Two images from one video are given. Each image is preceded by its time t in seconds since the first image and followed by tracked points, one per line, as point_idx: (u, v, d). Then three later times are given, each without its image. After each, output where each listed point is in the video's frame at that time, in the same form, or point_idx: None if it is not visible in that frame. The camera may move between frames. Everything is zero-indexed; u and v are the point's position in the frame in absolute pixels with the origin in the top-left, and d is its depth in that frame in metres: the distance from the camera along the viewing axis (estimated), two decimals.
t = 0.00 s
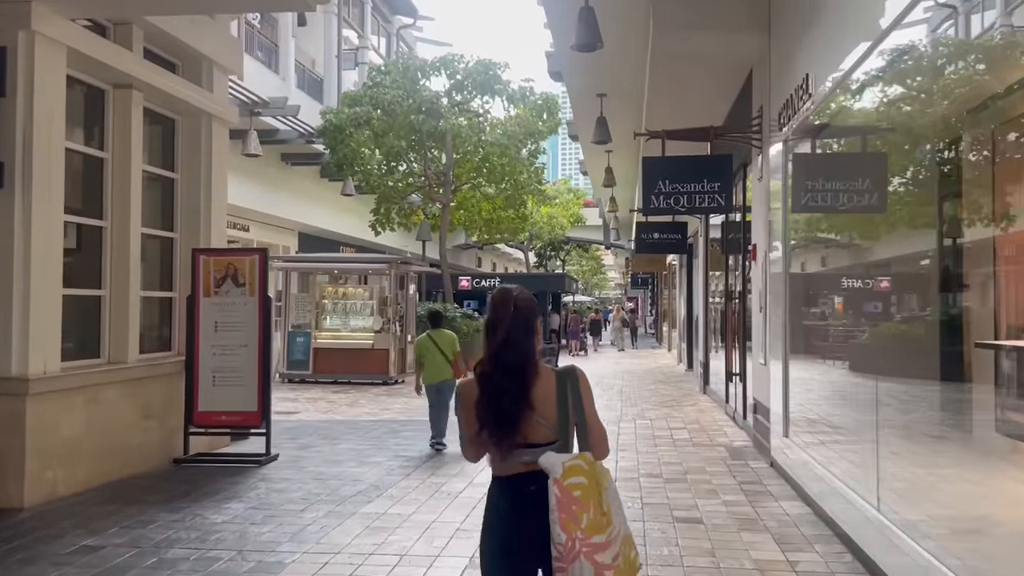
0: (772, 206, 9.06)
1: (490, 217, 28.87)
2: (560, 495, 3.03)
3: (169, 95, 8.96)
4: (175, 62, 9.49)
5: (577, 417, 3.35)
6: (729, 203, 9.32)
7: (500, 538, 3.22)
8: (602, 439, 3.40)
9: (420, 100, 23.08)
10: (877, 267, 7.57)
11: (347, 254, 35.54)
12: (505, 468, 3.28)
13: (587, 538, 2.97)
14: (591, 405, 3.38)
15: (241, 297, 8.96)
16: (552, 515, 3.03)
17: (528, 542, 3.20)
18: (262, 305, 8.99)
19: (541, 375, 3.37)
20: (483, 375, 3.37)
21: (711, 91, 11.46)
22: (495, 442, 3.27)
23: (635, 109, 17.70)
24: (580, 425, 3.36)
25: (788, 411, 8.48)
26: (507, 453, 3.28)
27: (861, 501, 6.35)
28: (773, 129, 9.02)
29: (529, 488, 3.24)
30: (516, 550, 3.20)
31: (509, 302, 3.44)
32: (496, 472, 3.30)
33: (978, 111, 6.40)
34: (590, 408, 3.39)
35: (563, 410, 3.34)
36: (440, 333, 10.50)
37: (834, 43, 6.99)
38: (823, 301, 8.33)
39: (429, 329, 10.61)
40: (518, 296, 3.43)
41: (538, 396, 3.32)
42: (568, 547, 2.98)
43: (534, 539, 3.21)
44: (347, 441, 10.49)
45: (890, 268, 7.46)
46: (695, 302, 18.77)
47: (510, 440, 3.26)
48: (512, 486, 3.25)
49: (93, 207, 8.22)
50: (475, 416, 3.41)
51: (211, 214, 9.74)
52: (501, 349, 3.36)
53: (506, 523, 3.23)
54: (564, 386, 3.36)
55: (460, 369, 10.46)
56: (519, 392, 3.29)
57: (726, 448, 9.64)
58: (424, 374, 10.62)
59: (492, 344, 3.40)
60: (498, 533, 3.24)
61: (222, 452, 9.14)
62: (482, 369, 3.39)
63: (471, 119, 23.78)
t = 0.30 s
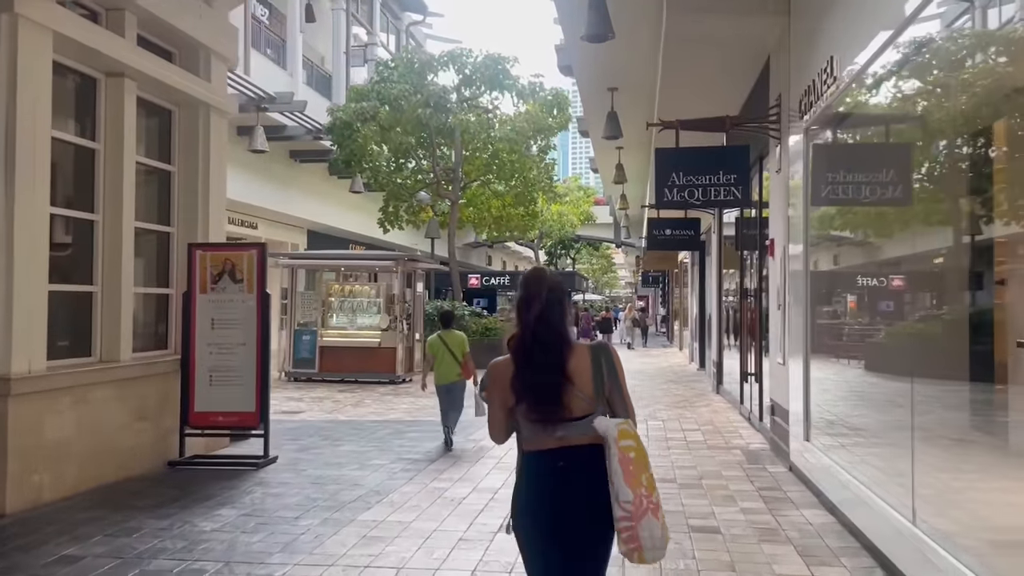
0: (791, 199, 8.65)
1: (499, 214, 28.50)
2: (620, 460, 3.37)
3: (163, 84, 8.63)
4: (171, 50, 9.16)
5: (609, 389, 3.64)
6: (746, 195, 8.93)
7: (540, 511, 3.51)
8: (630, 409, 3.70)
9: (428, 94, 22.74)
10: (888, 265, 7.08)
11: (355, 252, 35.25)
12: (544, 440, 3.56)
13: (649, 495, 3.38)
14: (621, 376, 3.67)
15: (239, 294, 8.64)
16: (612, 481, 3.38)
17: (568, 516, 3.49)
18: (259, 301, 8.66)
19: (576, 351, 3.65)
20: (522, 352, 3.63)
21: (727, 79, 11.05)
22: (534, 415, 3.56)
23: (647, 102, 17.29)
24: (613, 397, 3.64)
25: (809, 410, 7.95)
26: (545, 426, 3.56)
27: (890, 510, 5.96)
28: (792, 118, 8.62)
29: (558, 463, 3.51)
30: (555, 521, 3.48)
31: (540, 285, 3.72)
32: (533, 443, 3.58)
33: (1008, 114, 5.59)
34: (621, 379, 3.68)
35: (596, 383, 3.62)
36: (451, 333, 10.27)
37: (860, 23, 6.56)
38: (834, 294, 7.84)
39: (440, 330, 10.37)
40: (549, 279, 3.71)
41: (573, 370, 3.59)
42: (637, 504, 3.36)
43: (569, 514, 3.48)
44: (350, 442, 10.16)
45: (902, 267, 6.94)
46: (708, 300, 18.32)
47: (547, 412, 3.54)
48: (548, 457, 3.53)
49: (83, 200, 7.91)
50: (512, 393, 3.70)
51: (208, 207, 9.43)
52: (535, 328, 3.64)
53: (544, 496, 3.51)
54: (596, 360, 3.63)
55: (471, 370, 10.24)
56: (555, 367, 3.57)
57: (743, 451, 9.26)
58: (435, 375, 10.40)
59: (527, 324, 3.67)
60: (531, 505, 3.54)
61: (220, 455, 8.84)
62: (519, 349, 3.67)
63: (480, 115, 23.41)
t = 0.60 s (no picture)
0: (820, 196, 8.17)
1: (514, 214, 28.10)
2: (633, 473, 3.30)
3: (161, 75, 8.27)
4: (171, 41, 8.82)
5: (633, 400, 3.57)
6: (772, 191, 8.50)
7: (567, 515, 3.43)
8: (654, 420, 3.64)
9: (442, 90, 22.27)
10: (914, 266, 6.23)
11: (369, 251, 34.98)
12: (566, 447, 3.51)
13: (661, 509, 3.28)
14: (645, 387, 3.61)
15: (241, 295, 8.29)
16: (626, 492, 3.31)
17: (597, 520, 3.41)
18: (262, 302, 8.32)
19: (600, 362, 3.59)
20: (547, 362, 3.56)
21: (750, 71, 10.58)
22: (557, 423, 3.51)
23: (665, 98, 16.84)
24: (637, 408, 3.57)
25: (839, 418, 7.48)
26: (567, 434, 3.51)
27: (935, 531, 5.50)
28: (821, 109, 8.14)
29: (582, 468, 3.46)
30: (585, 525, 3.41)
31: (566, 296, 3.66)
32: (557, 449, 3.53)
33: None
34: (645, 391, 3.61)
35: (620, 395, 3.55)
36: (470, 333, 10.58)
37: (898, 3, 6.09)
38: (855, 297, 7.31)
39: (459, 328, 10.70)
40: (575, 290, 3.65)
41: (596, 381, 3.53)
42: (646, 518, 3.27)
43: (596, 515, 3.41)
44: (357, 449, 9.79)
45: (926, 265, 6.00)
46: (729, 301, 17.81)
47: (570, 421, 3.50)
48: (573, 464, 3.46)
49: (76, 196, 7.55)
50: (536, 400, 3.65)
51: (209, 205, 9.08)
52: (560, 338, 3.59)
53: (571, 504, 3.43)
54: (621, 372, 3.57)
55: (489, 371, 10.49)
56: (578, 377, 3.52)
57: (768, 462, 8.80)
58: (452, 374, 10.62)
59: (552, 334, 3.62)
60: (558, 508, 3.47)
61: (222, 463, 8.50)
62: (543, 359, 3.61)
63: (495, 113, 23.02)
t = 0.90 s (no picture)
0: (848, 185, 7.74)
1: (528, 210, 27.72)
2: (661, 463, 3.27)
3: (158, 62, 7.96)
4: (170, 27, 8.51)
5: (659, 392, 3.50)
6: (796, 180, 8.05)
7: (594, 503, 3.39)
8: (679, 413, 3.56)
9: (453, 83, 22.03)
10: (935, 262, 5.72)
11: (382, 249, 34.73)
12: (590, 437, 3.44)
13: (690, 498, 3.27)
14: (671, 380, 3.53)
15: (241, 290, 7.97)
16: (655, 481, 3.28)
17: (625, 510, 3.38)
18: (263, 297, 7.99)
19: (626, 354, 3.53)
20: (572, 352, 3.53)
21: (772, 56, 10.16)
22: (581, 413, 3.45)
23: (682, 89, 16.42)
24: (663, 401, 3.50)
25: (869, 419, 7.05)
26: (591, 424, 3.45)
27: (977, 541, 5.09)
28: (849, 94, 7.71)
29: (612, 458, 3.40)
30: (613, 514, 3.38)
31: (594, 287, 3.61)
32: (581, 439, 3.47)
33: None
34: (671, 384, 3.53)
35: (646, 387, 3.49)
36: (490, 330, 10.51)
37: None
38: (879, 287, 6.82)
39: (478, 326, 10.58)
40: (604, 281, 3.60)
41: (623, 371, 3.47)
42: (675, 507, 3.25)
43: (624, 502, 3.37)
44: (363, 450, 9.46)
45: (947, 261, 5.49)
46: (748, 297, 17.34)
47: (594, 411, 3.43)
48: (601, 452, 3.41)
49: (68, 187, 7.26)
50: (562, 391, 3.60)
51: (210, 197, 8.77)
52: (587, 328, 3.54)
53: (598, 490, 3.39)
54: (648, 365, 3.50)
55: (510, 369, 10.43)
56: (604, 367, 3.46)
57: (792, 465, 8.40)
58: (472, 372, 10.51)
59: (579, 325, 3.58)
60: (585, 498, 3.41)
61: (222, 464, 8.19)
62: (569, 349, 3.58)
63: (509, 107, 22.66)
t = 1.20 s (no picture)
0: (879, 178, 7.29)
1: (543, 207, 27.31)
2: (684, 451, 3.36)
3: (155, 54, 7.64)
4: (167, 17, 8.18)
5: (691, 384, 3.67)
6: (823, 171, 7.66)
7: (624, 493, 3.50)
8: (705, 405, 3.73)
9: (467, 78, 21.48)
10: (959, 258, 5.54)
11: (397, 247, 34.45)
12: (626, 428, 3.55)
13: (710, 486, 3.34)
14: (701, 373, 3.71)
15: (241, 290, 7.65)
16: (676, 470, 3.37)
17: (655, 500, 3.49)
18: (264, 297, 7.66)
19: (662, 347, 3.67)
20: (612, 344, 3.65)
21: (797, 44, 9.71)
22: (621, 405, 3.56)
23: (700, 82, 15.94)
24: (694, 393, 3.67)
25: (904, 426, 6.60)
26: (629, 415, 3.56)
27: None
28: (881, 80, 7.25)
29: (647, 446, 3.51)
30: (644, 503, 3.50)
31: (629, 286, 3.75)
32: (616, 430, 3.57)
33: None
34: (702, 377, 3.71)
35: (680, 379, 3.65)
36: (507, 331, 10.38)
37: None
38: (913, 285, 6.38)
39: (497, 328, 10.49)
40: (640, 280, 3.76)
41: (659, 366, 3.61)
42: (694, 494, 3.34)
43: (652, 490, 3.49)
44: (371, 455, 9.13)
45: (971, 259, 5.32)
46: (769, 296, 16.86)
47: (634, 402, 3.54)
48: (635, 442, 3.51)
49: (60, 183, 6.96)
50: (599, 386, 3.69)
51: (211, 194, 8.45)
52: (626, 324, 3.68)
53: (628, 479, 3.51)
54: (682, 359, 3.67)
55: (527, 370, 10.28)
56: (645, 361, 3.60)
57: (820, 473, 7.97)
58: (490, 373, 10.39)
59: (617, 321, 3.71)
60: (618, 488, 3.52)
61: (223, 471, 7.88)
62: (608, 342, 3.69)
63: (523, 102, 22.26)
